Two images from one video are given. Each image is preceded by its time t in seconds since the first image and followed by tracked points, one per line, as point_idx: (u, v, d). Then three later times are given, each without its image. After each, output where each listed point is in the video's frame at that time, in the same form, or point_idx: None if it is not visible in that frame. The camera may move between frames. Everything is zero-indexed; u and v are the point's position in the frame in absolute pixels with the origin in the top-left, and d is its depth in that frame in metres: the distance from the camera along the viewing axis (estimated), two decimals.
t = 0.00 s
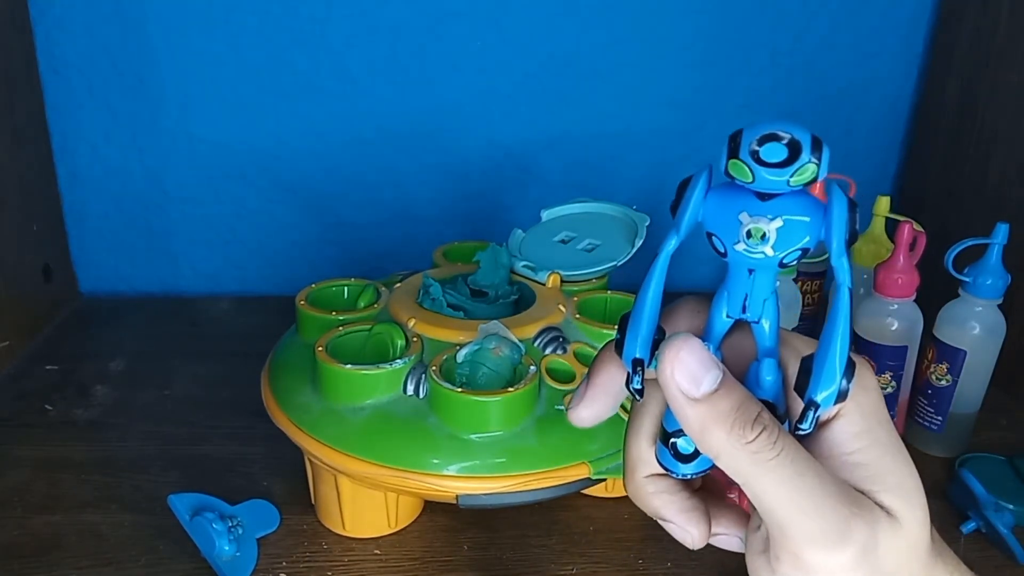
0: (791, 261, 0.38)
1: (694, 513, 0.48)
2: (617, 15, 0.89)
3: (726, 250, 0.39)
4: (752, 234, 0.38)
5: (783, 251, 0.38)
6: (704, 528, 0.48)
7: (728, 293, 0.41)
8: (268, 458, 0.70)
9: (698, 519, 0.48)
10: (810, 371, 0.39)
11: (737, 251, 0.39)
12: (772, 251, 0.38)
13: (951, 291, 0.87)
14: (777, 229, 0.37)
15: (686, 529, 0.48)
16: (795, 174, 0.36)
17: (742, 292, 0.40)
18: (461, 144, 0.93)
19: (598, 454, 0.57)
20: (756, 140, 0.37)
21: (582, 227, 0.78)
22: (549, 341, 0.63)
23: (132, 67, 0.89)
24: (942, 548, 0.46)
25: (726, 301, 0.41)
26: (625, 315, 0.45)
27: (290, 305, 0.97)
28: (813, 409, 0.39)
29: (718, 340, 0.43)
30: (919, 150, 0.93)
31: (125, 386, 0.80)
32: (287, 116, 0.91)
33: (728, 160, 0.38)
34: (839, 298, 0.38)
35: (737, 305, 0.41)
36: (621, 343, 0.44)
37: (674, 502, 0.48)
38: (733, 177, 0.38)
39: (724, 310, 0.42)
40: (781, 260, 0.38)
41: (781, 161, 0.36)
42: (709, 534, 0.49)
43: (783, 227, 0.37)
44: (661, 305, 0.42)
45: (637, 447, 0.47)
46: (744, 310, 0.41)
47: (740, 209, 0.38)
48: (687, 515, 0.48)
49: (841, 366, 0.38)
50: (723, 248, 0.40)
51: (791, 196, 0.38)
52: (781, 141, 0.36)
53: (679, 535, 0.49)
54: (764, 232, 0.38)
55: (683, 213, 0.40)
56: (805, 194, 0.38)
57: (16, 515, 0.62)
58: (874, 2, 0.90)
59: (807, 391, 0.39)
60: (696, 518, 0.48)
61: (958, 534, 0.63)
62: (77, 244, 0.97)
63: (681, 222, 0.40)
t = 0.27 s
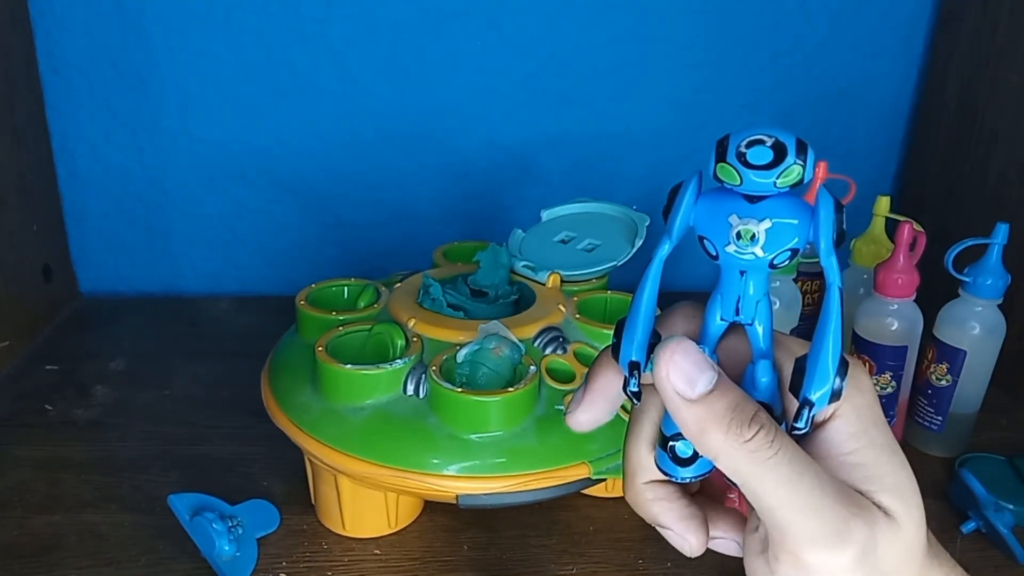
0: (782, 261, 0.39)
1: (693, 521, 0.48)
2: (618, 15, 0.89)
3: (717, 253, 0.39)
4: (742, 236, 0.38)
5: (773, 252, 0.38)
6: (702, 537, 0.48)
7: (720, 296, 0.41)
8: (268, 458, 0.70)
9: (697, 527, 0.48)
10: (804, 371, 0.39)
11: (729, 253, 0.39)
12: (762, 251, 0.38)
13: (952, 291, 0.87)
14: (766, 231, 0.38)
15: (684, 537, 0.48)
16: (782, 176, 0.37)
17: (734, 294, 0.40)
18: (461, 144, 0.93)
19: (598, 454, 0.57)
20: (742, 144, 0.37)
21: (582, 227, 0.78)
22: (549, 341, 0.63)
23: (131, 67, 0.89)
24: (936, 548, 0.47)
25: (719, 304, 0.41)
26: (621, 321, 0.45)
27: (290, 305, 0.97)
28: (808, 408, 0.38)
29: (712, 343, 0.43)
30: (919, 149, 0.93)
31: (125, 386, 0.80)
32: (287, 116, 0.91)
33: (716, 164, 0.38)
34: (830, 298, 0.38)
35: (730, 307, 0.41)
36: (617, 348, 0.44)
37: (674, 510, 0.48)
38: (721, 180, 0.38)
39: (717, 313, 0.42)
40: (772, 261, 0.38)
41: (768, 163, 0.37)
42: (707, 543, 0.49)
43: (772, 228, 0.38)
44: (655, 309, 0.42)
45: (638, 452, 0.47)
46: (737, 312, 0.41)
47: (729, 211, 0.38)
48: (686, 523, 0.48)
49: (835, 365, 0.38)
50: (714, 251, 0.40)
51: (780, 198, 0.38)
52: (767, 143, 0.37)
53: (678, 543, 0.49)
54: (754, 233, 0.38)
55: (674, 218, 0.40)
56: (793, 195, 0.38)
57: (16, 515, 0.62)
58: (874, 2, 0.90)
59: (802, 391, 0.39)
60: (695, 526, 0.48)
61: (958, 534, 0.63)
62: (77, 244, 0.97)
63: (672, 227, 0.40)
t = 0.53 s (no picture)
0: (774, 265, 0.39)
1: (688, 534, 0.48)
2: (618, 14, 0.89)
3: (710, 259, 0.39)
4: (735, 241, 0.38)
5: (763, 256, 0.38)
6: (698, 550, 0.48)
7: (713, 302, 0.41)
8: (268, 457, 0.70)
9: (693, 541, 0.48)
10: (799, 374, 0.39)
11: (722, 258, 0.39)
12: (755, 256, 0.38)
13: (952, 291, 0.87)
14: (758, 235, 0.38)
15: (680, 550, 0.48)
16: (771, 180, 0.37)
17: (727, 300, 0.40)
18: (461, 144, 0.93)
19: (598, 455, 0.57)
20: (731, 151, 0.38)
21: (582, 227, 0.78)
22: (549, 341, 0.63)
23: (131, 68, 0.89)
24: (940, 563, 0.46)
25: (713, 311, 0.41)
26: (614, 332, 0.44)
27: (290, 305, 0.97)
28: (802, 408, 0.38)
29: (707, 349, 0.42)
30: (919, 149, 0.93)
31: (125, 386, 0.80)
32: (287, 116, 0.91)
33: (707, 171, 0.38)
34: (821, 302, 0.38)
35: (723, 314, 0.41)
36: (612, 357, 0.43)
37: (669, 522, 0.48)
38: (712, 187, 0.38)
39: (710, 320, 0.41)
40: (764, 266, 0.38)
41: (757, 168, 0.37)
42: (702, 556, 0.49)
43: (764, 232, 0.38)
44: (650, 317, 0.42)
45: (635, 464, 0.47)
46: (730, 319, 0.41)
47: (720, 217, 0.39)
48: (681, 536, 0.48)
49: (828, 367, 0.38)
50: (707, 258, 0.40)
51: (770, 203, 0.38)
52: (755, 150, 0.37)
53: (672, 557, 0.49)
54: (746, 238, 0.38)
55: (666, 226, 0.40)
56: (783, 200, 0.38)
57: (16, 515, 0.62)
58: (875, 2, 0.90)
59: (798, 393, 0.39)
60: (691, 539, 0.48)
61: (958, 535, 0.63)
62: (77, 244, 0.97)
63: (664, 235, 0.40)
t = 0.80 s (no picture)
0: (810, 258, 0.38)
1: (700, 534, 0.47)
2: (618, 15, 0.89)
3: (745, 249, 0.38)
4: (772, 232, 0.37)
5: (800, 248, 0.37)
6: (708, 550, 0.47)
7: (744, 295, 0.40)
8: (268, 458, 0.70)
9: (704, 541, 0.47)
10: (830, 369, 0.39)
11: (758, 250, 0.38)
12: (792, 248, 0.37)
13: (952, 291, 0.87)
14: (796, 227, 0.37)
15: (689, 549, 0.47)
16: (813, 172, 0.36)
17: (759, 293, 0.40)
18: (461, 144, 0.93)
19: (598, 455, 0.57)
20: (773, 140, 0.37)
21: (582, 227, 0.78)
22: (549, 341, 0.63)
23: (131, 68, 0.89)
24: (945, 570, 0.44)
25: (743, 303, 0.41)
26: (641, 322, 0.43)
27: (290, 305, 0.97)
28: (837, 410, 0.38)
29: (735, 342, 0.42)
30: (919, 149, 0.93)
31: (125, 386, 0.80)
32: (287, 116, 0.91)
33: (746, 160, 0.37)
34: (857, 300, 0.38)
35: (755, 307, 0.40)
36: (640, 349, 0.43)
37: (685, 519, 0.46)
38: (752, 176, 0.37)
39: (741, 313, 0.41)
40: (800, 259, 0.38)
41: (798, 160, 0.36)
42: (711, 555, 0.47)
43: (802, 224, 0.37)
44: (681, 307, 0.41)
45: (653, 458, 0.45)
46: (761, 312, 0.40)
47: (759, 207, 0.38)
48: (693, 535, 0.46)
49: (860, 367, 0.38)
50: (742, 249, 0.39)
51: (807, 195, 0.37)
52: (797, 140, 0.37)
53: (681, 554, 0.48)
54: (783, 230, 0.37)
55: (701, 215, 0.39)
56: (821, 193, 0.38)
57: (16, 515, 0.62)
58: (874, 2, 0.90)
59: (830, 390, 0.39)
60: (704, 539, 0.46)
61: (959, 535, 0.63)
62: (77, 243, 0.97)
63: (698, 224, 0.39)
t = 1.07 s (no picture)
0: (787, 253, 0.40)
1: (698, 494, 0.49)
2: (618, 15, 0.89)
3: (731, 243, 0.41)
4: (749, 228, 0.40)
5: (776, 243, 0.40)
6: (703, 511, 0.49)
7: (734, 284, 0.43)
8: (268, 458, 0.70)
9: (700, 501, 0.49)
10: (801, 349, 0.41)
11: (741, 243, 0.41)
12: (768, 242, 0.40)
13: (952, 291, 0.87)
14: (771, 224, 0.39)
15: (685, 508, 0.49)
16: (788, 175, 0.39)
17: (745, 284, 0.42)
18: (461, 144, 0.93)
19: (599, 454, 0.57)
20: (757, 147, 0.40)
21: (582, 227, 0.78)
22: (549, 341, 0.63)
23: (131, 68, 0.89)
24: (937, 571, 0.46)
25: (735, 291, 0.43)
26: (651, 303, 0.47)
27: (290, 305, 0.97)
28: (795, 380, 0.41)
29: (729, 327, 0.44)
30: (919, 149, 0.93)
31: (125, 386, 0.80)
32: (287, 116, 0.91)
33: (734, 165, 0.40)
34: (828, 293, 0.40)
35: (742, 293, 0.43)
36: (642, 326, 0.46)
37: (682, 480, 0.49)
38: (737, 180, 0.40)
39: (731, 300, 0.44)
40: (776, 253, 0.40)
41: (777, 164, 0.39)
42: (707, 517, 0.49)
43: (777, 222, 0.39)
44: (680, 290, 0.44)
45: (658, 422, 0.49)
46: (748, 300, 0.43)
47: (741, 206, 0.40)
48: (690, 494, 0.49)
49: (827, 350, 0.41)
50: (729, 243, 0.42)
51: (787, 198, 0.40)
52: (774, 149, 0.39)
53: (679, 513, 0.50)
54: (759, 225, 0.40)
55: (697, 212, 0.42)
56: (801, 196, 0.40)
57: (16, 515, 0.62)
58: (874, 3, 0.90)
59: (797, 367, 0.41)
60: (698, 499, 0.49)
61: (959, 534, 0.63)
62: (77, 243, 0.97)
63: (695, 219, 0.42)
